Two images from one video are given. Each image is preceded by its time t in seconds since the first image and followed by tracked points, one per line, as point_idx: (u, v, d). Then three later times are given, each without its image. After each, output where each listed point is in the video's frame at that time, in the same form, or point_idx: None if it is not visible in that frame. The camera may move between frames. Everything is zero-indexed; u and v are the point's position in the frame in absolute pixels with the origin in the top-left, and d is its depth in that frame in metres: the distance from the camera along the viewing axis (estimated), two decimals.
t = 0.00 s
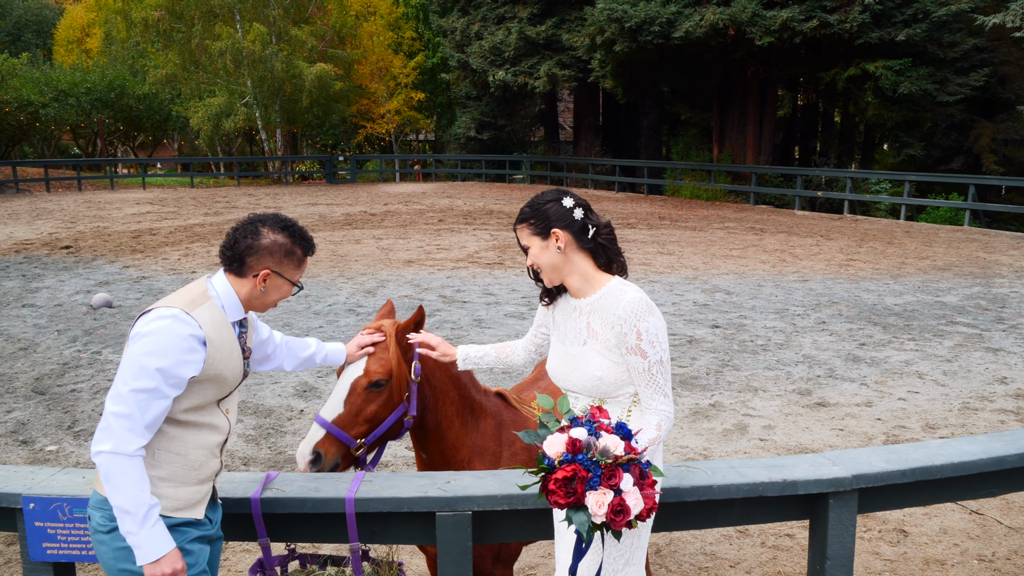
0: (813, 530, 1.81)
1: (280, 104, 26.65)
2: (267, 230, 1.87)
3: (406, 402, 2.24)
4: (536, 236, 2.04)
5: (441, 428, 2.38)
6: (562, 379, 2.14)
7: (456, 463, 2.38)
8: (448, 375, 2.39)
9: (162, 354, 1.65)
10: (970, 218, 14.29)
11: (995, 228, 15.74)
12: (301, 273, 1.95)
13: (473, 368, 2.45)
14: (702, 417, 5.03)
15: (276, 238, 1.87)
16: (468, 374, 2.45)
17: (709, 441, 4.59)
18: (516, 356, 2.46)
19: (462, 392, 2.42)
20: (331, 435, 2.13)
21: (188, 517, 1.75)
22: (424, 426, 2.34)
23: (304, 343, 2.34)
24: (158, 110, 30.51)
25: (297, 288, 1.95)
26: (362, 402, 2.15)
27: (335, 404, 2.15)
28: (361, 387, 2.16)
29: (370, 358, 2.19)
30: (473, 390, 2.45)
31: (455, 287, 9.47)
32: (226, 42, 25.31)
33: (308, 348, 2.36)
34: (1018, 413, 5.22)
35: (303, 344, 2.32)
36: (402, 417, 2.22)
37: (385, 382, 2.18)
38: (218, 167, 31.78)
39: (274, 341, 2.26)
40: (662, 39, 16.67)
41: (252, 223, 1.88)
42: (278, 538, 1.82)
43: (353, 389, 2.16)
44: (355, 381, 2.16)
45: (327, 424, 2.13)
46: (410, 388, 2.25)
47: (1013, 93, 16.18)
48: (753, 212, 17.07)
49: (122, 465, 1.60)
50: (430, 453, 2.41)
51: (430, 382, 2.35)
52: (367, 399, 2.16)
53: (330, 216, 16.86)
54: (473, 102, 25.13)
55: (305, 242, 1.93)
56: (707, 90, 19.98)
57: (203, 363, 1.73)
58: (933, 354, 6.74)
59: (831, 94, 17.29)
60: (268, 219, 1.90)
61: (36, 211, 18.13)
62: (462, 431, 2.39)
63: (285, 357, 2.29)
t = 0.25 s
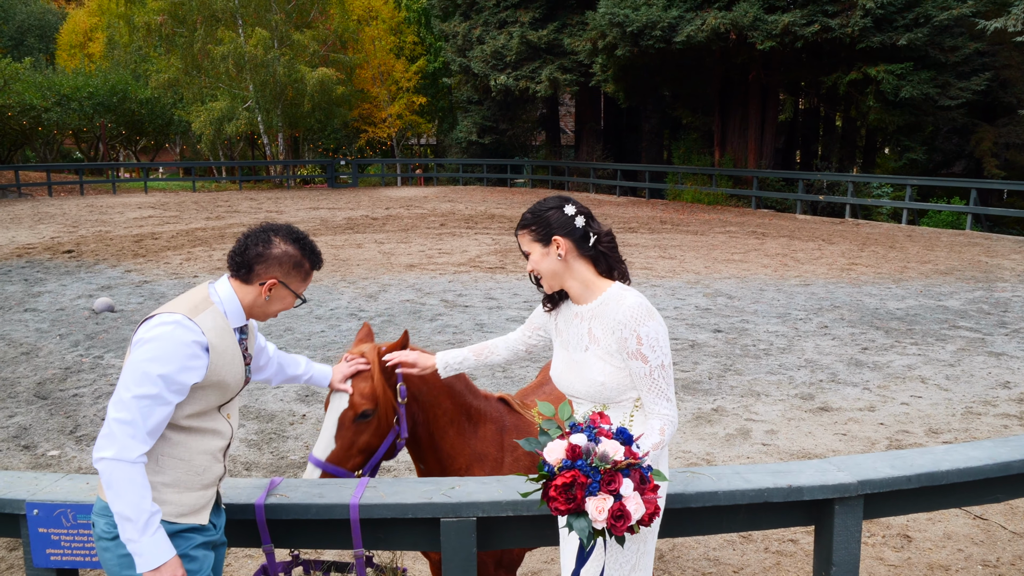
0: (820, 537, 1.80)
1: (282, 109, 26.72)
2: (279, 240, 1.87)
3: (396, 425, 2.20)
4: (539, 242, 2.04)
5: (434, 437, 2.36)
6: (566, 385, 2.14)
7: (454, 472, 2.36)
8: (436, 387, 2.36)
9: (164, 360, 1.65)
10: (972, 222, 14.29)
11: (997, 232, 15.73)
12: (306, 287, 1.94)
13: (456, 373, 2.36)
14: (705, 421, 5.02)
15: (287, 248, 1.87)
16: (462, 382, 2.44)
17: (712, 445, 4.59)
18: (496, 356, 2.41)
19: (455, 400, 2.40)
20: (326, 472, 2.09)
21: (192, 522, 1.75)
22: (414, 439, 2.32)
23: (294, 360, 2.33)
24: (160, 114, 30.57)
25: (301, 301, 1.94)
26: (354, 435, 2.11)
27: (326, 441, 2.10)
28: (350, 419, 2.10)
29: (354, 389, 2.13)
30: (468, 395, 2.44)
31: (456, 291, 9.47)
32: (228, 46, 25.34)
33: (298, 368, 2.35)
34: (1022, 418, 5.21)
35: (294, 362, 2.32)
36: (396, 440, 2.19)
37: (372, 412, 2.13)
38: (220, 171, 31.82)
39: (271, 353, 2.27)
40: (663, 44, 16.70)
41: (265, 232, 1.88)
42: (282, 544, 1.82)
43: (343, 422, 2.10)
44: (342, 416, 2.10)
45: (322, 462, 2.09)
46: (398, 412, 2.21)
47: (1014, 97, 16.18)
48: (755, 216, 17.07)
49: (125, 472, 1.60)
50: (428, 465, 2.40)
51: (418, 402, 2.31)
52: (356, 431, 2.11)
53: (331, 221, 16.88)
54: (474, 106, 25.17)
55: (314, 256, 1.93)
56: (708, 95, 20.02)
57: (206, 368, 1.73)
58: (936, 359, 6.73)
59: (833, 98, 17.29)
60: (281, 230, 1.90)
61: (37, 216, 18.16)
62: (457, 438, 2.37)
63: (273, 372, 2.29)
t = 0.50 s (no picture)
0: (822, 544, 1.80)
1: (282, 114, 26.75)
2: (268, 239, 1.85)
3: (384, 450, 2.17)
4: (531, 249, 2.03)
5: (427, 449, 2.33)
6: (562, 393, 2.14)
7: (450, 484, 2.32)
8: (420, 404, 2.31)
9: (163, 365, 1.63)
10: (971, 228, 14.31)
11: (995, 237, 15.75)
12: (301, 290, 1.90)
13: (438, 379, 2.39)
14: (705, 427, 5.02)
15: (276, 247, 1.84)
16: (450, 391, 2.39)
17: (712, 452, 4.58)
18: (476, 361, 2.44)
19: (445, 412, 2.36)
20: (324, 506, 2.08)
21: (192, 529, 1.74)
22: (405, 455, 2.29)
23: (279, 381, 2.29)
24: (160, 119, 30.61)
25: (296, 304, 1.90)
26: (346, 471, 2.05)
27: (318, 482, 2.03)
28: (339, 456, 2.04)
29: (334, 422, 2.05)
30: (460, 401, 2.41)
31: (456, 296, 9.47)
32: (228, 51, 25.37)
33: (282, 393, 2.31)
34: (1022, 424, 5.20)
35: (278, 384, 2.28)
36: (389, 467, 2.15)
37: (358, 445, 2.07)
38: (219, 176, 31.84)
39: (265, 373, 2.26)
40: (662, 49, 16.74)
41: (257, 233, 1.87)
42: (283, 551, 1.81)
43: (332, 459, 2.04)
44: (329, 453, 2.03)
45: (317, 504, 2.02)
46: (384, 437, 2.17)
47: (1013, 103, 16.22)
48: (754, 221, 17.10)
49: (124, 478, 1.59)
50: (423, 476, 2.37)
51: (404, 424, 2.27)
52: (348, 466, 2.05)
53: (331, 225, 16.89)
54: (474, 111, 25.22)
55: (308, 258, 1.90)
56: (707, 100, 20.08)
57: (204, 373, 1.71)
58: (935, 364, 6.73)
59: (832, 103, 17.33)
60: (271, 230, 1.88)
61: (37, 220, 18.17)
62: (450, 450, 2.34)
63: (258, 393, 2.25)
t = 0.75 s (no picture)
0: (826, 551, 1.79)
1: (282, 119, 26.80)
2: (268, 246, 1.82)
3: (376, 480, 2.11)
4: (528, 255, 2.03)
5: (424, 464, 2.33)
6: (561, 400, 2.13)
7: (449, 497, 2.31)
8: (411, 423, 2.31)
9: (154, 368, 1.62)
10: (971, 234, 14.31)
11: (996, 243, 15.75)
12: (296, 299, 1.87)
13: (430, 387, 2.46)
14: (706, 433, 5.00)
15: (274, 256, 1.81)
16: (439, 407, 2.41)
17: (713, 458, 4.56)
18: (469, 368, 2.42)
19: (441, 426, 2.37)
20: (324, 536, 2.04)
21: (191, 535, 1.73)
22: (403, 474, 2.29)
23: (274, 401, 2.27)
24: (160, 125, 30.67)
25: (288, 313, 1.87)
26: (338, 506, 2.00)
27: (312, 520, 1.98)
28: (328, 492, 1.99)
29: (321, 458, 2.02)
30: (456, 412, 2.42)
31: (456, 302, 9.46)
32: (229, 57, 25.41)
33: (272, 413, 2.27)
34: None
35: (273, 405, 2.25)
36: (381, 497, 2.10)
37: (348, 478, 2.03)
38: (219, 182, 31.88)
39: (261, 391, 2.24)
40: (663, 55, 16.77)
41: (257, 239, 1.84)
42: (285, 559, 1.80)
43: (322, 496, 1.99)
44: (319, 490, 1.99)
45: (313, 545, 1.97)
46: (374, 467, 2.11)
47: (1013, 108, 16.24)
48: (755, 227, 17.10)
49: (118, 483, 1.58)
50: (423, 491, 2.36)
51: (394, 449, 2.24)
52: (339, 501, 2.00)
53: (331, 231, 16.90)
54: (474, 117, 25.26)
55: (306, 268, 1.87)
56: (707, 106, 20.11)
57: (196, 376, 1.70)
58: (937, 370, 6.72)
59: (832, 109, 17.36)
60: (273, 236, 1.85)
61: (37, 226, 18.17)
62: (447, 462, 2.34)
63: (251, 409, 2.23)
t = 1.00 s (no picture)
0: (832, 559, 1.77)
1: (285, 125, 26.88)
2: (279, 266, 1.79)
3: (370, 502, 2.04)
4: (530, 260, 2.00)
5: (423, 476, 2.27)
6: (564, 407, 2.11)
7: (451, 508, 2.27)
8: (407, 436, 2.26)
9: (154, 373, 1.60)
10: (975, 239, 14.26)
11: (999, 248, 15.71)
12: (297, 319, 1.84)
13: (436, 399, 2.46)
14: (710, 439, 4.98)
15: (283, 276, 1.78)
16: (434, 419, 2.37)
17: (717, 464, 4.54)
18: (473, 378, 2.40)
19: (436, 439, 2.31)
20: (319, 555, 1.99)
21: (189, 541, 1.71)
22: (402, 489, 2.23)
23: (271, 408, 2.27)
24: (164, 130, 30.79)
25: (287, 332, 1.84)
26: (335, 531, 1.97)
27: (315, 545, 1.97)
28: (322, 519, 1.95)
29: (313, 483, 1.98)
30: (452, 424, 2.38)
31: (459, 307, 9.46)
32: (233, 62, 25.49)
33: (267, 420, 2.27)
34: None
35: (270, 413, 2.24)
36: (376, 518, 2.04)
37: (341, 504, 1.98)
38: (222, 187, 31.97)
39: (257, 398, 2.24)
40: (665, 60, 16.79)
41: (268, 255, 1.82)
42: (286, 565, 1.78)
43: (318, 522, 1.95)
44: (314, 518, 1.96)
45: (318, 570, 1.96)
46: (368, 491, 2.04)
47: (1016, 114, 16.23)
48: (758, 232, 17.09)
49: (115, 489, 1.55)
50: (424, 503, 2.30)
51: (388, 469, 2.17)
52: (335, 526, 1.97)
53: (334, 236, 16.92)
54: (477, 122, 25.31)
55: (313, 292, 1.84)
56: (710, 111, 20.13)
57: (196, 383, 1.68)
58: (941, 376, 6.69)
59: (835, 114, 17.35)
60: (285, 255, 1.82)
61: (41, 231, 18.22)
62: (445, 473, 2.29)
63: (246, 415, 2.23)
